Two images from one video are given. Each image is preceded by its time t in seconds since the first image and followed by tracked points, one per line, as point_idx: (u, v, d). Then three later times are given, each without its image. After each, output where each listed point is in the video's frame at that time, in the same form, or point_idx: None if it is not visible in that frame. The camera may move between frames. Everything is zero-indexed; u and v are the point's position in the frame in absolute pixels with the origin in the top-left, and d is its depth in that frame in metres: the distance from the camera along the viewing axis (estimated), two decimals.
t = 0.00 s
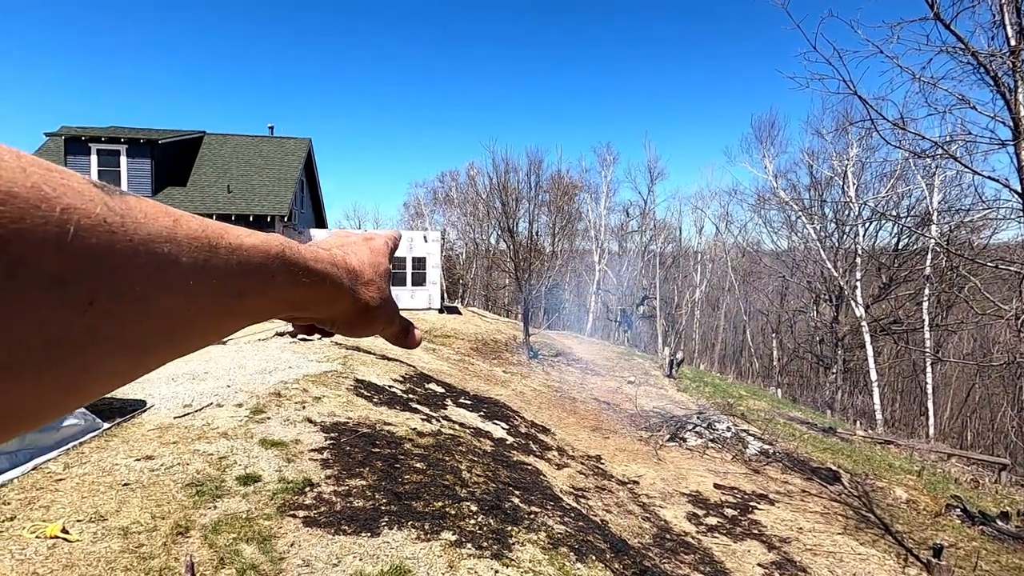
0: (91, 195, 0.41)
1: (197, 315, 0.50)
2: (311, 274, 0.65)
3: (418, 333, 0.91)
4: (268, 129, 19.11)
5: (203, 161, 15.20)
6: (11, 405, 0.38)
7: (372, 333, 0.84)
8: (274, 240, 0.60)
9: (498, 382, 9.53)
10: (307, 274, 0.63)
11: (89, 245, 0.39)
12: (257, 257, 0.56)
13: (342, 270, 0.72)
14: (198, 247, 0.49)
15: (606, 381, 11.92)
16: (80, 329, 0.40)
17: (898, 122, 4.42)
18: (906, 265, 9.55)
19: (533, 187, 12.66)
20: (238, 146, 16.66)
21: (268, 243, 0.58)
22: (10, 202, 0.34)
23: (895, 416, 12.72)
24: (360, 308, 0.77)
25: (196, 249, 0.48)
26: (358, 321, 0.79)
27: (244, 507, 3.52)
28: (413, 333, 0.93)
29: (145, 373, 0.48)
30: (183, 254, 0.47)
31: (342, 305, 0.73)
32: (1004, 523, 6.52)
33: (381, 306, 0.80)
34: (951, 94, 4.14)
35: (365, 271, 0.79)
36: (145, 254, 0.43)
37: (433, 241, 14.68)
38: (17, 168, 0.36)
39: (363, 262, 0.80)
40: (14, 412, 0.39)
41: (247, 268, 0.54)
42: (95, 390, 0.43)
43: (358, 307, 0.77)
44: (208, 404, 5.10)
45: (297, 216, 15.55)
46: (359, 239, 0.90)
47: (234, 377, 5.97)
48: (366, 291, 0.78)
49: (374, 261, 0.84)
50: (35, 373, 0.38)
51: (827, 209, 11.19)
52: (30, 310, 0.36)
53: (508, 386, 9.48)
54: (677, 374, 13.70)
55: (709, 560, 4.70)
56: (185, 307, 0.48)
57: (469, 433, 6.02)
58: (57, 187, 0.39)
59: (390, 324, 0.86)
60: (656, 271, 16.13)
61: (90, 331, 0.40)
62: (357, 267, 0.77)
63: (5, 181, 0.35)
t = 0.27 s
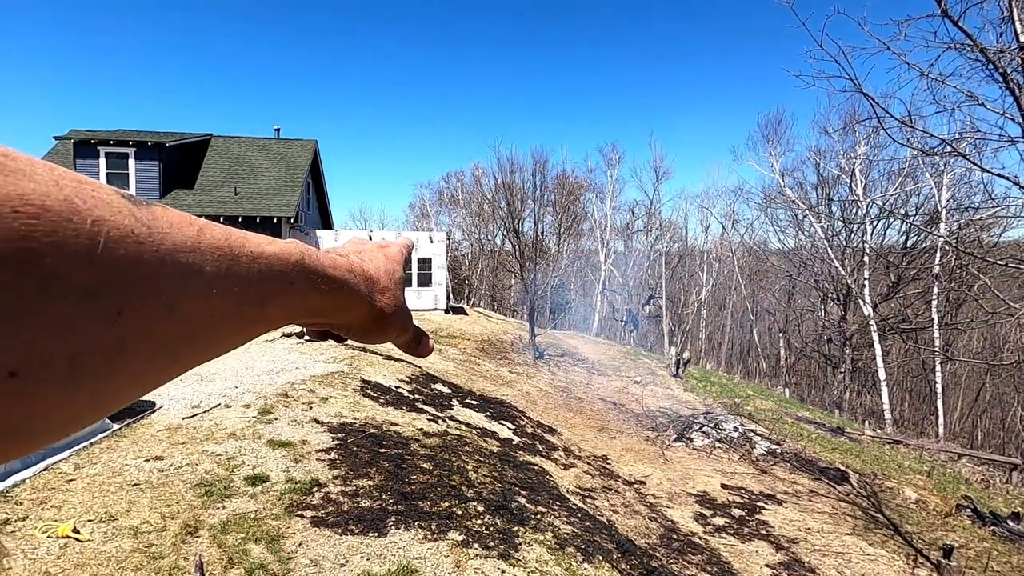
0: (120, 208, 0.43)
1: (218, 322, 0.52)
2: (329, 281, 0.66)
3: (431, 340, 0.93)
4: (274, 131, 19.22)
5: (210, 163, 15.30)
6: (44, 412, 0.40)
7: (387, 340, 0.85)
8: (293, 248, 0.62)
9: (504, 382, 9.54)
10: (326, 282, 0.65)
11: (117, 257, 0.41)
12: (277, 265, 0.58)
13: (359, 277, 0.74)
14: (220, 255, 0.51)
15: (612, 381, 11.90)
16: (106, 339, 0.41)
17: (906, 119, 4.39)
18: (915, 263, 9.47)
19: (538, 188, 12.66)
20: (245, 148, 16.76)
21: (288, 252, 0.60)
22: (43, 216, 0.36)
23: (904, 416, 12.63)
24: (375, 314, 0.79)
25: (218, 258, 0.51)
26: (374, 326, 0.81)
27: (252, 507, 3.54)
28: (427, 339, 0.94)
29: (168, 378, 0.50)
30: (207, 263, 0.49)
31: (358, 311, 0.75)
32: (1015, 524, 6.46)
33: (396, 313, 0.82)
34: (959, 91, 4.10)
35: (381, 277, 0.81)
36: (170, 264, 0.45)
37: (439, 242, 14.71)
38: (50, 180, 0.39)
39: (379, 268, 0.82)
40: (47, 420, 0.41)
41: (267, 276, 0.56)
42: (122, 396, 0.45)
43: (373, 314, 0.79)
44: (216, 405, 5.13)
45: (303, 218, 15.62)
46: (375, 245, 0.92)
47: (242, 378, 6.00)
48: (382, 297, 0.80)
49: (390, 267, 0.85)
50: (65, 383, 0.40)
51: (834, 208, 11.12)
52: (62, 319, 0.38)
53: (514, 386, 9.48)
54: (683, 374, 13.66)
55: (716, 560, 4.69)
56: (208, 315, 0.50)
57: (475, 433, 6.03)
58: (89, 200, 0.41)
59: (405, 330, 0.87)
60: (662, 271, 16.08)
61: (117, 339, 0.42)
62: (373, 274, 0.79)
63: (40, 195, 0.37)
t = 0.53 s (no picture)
0: (135, 223, 0.47)
1: (227, 331, 0.55)
2: (337, 291, 0.70)
3: (438, 348, 0.95)
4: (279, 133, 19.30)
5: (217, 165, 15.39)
6: (63, 418, 0.44)
7: (394, 348, 0.87)
8: (301, 258, 0.66)
9: (510, 383, 9.54)
10: (333, 291, 0.68)
11: (129, 269, 0.45)
12: (285, 276, 0.61)
13: (366, 286, 0.77)
14: (228, 267, 0.54)
15: (618, 381, 11.88)
16: (121, 347, 0.46)
17: (913, 116, 4.34)
18: (923, 262, 9.40)
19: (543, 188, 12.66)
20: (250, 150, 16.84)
21: (295, 262, 0.64)
22: (60, 232, 0.40)
23: (913, 415, 12.51)
24: (383, 324, 0.81)
25: (228, 270, 0.54)
26: (382, 336, 0.83)
27: (259, 507, 3.56)
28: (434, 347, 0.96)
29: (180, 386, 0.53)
30: (216, 274, 0.53)
31: (366, 320, 0.77)
32: None
33: (403, 322, 0.85)
34: (968, 88, 4.05)
35: (388, 286, 0.83)
36: (179, 275, 0.49)
37: (444, 242, 14.74)
38: (68, 197, 0.43)
39: (387, 277, 0.85)
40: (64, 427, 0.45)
41: (274, 286, 0.60)
42: (137, 403, 0.49)
43: (381, 323, 0.81)
44: (223, 406, 5.17)
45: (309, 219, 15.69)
46: (384, 255, 0.94)
47: (249, 379, 6.04)
48: (389, 306, 0.82)
49: (398, 275, 0.88)
50: (82, 389, 0.44)
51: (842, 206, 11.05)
52: (82, 328, 0.42)
53: (519, 386, 9.48)
54: (690, 373, 13.61)
55: (723, 560, 4.68)
56: (217, 323, 0.54)
57: (481, 433, 6.03)
58: (106, 216, 0.45)
59: (411, 339, 0.89)
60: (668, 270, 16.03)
61: (131, 347, 0.46)
62: (380, 283, 0.82)
63: (59, 211, 0.41)
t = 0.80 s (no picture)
0: (150, 221, 0.48)
1: (239, 328, 0.56)
2: (347, 289, 0.70)
3: (444, 348, 0.95)
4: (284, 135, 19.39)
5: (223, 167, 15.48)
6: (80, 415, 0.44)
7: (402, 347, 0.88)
8: (312, 256, 0.66)
9: (515, 383, 9.54)
10: (344, 290, 0.69)
11: (144, 268, 0.45)
12: (296, 274, 0.62)
13: (375, 284, 0.78)
14: (241, 265, 0.55)
15: (624, 381, 11.86)
16: (137, 345, 0.46)
17: (920, 114, 4.30)
18: (931, 260, 9.32)
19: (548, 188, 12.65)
20: (256, 152, 16.92)
21: (307, 260, 0.64)
22: (79, 230, 0.40)
23: (922, 415, 12.42)
24: (391, 322, 0.82)
25: (240, 268, 0.55)
26: (391, 335, 0.84)
27: (266, 507, 3.57)
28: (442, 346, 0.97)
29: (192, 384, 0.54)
30: (230, 272, 0.54)
31: (375, 318, 0.78)
32: None
33: (411, 321, 0.85)
34: (974, 86, 4.03)
35: (397, 285, 0.84)
36: (194, 274, 0.50)
37: (449, 243, 14.77)
38: (85, 196, 0.44)
39: (395, 276, 0.86)
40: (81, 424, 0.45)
41: (285, 285, 0.60)
42: (153, 400, 0.49)
43: (390, 321, 0.82)
44: (230, 406, 5.20)
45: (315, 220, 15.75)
46: (393, 254, 0.95)
47: (255, 380, 6.07)
48: (398, 305, 0.83)
49: (406, 275, 0.89)
50: (99, 386, 0.44)
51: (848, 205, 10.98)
52: (100, 325, 0.42)
53: (525, 386, 9.49)
54: (696, 373, 13.56)
55: (729, 561, 4.66)
56: (229, 320, 0.54)
57: (487, 434, 6.04)
58: (122, 216, 0.46)
59: (419, 338, 0.90)
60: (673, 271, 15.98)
61: (147, 343, 0.47)
62: (389, 281, 0.83)
63: (78, 210, 0.42)
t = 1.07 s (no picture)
0: (127, 207, 0.47)
1: (218, 317, 0.54)
2: (326, 281, 0.69)
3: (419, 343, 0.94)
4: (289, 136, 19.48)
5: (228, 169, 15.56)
6: (56, 401, 0.43)
7: (378, 340, 0.86)
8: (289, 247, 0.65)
9: (519, 383, 9.54)
10: (322, 280, 0.68)
11: (124, 252, 0.44)
12: (274, 264, 0.61)
13: (353, 277, 0.76)
14: (219, 253, 0.54)
15: (628, 381, 11.84)
16: (114, 330, 0.44)
17: (926, 112, 4.28)
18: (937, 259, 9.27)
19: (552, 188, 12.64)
20: (261, 154, 16.99)
21: (285, 250, 0.63)
22: (56, 214, 0.39)
23: (929, 415, 12.34)
24: (369, 315, 0.80)
25: (218, 255, 0.54)
26: (368, 328, 0.82)
27: (271, 507, 3.58)
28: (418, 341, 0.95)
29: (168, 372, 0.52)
30: (208, 260, 0.52)
31: (352, 310, 0.76)
32: None
33: (388, 314, 0.84)
34: (981, 83, 4.00)
35: (373, 278, 0.83)
36: (172, 260, 0.48)
37: (454, 244, 14.79)
38: (63, 180, 0.42)
39: (371, 269, 0.84)
40: (52, 412, 0.44)
41: (263, 274, 0.59)
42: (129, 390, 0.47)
43: (367, 314, 0.80)
44: (236, 407, 5.22)
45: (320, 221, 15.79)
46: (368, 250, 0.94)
47: (261, 380, 6.10)
48: (374, 297, 0.81)
49: (382, 268, 0.88)
50: (75, 371, 0.42)
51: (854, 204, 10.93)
52: (78, 308, 0.41)
53: (529, 386, 9.48)
54: (701, 373, 13.53)
55: (734, 561, 4.65)
56: (209, 308, 0.52)
57: (491, 434, 6.04)
58: (97, 200, 0.44)
59: (395, 332, 0.89)
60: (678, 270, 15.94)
61: (124, 330, 0.45)
62: (365, 274, 0.81)
63: (52, 194, 0.40)
